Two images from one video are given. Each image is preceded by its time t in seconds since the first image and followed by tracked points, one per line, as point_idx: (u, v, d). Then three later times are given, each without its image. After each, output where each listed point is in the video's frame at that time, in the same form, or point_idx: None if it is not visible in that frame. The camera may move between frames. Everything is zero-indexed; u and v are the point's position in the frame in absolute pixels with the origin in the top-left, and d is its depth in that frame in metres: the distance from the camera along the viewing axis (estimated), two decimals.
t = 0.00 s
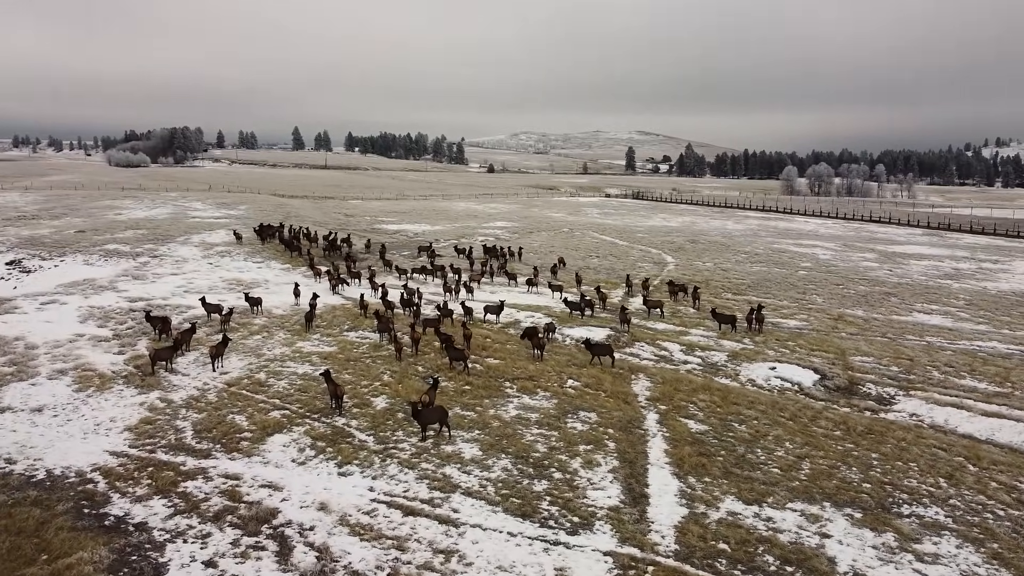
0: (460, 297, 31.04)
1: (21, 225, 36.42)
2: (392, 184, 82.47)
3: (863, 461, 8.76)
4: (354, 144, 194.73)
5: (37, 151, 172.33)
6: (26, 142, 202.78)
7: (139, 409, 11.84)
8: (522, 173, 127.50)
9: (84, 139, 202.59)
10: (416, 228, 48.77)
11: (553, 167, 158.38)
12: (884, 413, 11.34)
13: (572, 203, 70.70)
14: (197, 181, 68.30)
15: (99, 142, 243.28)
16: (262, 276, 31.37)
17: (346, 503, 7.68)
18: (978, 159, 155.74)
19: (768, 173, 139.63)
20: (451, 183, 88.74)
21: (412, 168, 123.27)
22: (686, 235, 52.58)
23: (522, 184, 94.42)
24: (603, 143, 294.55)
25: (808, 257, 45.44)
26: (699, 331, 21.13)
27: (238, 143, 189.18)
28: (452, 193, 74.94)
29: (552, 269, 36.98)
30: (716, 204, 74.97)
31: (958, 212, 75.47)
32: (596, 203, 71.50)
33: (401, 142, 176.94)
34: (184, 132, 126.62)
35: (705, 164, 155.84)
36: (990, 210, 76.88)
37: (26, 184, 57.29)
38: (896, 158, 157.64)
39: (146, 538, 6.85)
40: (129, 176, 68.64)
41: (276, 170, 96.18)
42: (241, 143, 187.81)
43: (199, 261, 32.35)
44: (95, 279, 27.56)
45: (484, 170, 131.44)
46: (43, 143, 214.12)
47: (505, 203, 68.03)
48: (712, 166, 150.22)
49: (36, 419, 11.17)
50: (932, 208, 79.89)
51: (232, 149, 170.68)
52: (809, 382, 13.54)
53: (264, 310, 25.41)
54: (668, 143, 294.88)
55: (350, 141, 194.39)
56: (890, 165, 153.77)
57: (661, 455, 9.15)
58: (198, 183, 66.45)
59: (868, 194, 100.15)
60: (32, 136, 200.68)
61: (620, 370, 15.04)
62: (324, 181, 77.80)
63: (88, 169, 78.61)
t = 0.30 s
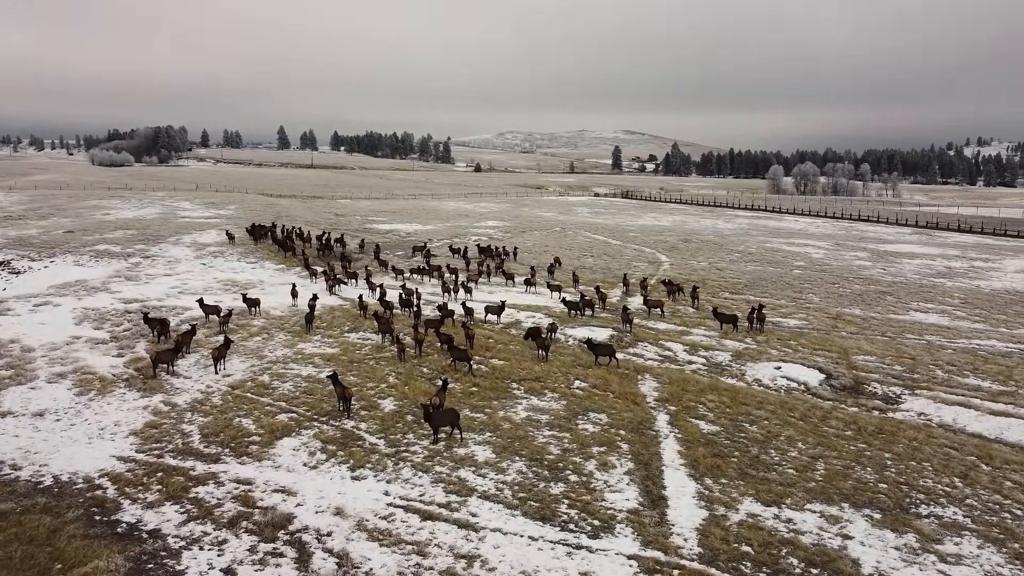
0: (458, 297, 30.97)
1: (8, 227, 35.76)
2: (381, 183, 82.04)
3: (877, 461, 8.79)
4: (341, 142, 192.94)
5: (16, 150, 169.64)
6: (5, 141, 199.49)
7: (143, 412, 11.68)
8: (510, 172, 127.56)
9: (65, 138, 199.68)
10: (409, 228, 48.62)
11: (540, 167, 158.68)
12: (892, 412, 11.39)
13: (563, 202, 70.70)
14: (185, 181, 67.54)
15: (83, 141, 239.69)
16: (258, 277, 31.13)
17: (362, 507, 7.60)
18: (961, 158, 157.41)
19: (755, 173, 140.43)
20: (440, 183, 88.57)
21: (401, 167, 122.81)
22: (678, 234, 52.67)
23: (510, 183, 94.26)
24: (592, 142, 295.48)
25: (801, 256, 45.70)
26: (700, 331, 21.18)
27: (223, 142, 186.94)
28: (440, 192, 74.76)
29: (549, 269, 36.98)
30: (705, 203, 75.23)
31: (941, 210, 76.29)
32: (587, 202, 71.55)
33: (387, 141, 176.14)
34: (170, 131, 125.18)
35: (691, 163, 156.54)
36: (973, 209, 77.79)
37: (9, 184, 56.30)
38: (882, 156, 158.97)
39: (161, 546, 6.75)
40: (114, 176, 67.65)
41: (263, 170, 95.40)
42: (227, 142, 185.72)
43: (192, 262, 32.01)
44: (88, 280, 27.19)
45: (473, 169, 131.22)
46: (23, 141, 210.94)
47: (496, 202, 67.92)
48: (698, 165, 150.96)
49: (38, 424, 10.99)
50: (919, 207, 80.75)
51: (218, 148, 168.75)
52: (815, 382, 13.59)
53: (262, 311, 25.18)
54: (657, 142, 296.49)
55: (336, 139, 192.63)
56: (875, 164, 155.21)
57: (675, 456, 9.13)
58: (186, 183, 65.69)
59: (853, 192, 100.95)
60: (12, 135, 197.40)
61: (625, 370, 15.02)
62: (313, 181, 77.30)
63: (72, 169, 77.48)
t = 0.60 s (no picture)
0: (456, 297, 30.87)
1: None
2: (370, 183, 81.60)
3: (892, 462, 8.82)
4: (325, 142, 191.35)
5: None
6: None
7: (147, 417, 11.52)
8: (499, 172, 127.47)
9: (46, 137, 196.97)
10: (401, 228, 48.43)
11: (526, 166, 159.19)
12: (900, 412, 11.45)
13: (553, 202, 70.75)
14: (172, 181, 66.70)
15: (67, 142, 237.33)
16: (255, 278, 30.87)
17: (379, 512, 7.52)
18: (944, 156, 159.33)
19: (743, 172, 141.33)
20: (429, 182, 88.31)
21: (390, 166, 122.65)
22: (671, 233, 52.84)
23: (499, 183, 94.13)
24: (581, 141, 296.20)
25: (795, 255, 45.93)
26: (702, 331, 21.22)
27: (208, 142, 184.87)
28: (429, 192, 74.59)
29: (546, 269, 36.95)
30: (693, 202, 75.57)
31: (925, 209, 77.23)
32: (577, 202, 71.59)
33: (374, 140, 175.33)
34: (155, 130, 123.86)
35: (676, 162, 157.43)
36: (955, 208, 78.88)
37: None
38: (866, 155, 160.59)
39: (178, 555, 6.65)
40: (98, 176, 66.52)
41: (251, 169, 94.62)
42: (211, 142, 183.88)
43: (185, 263, 31.68)
44: (81, 282, 26.86)
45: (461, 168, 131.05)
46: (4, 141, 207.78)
47: (486, 202, 67.87)
48: (683, 164, 151.59)
49: (41, 429, 10.81)
50: (905, 206, 81.61)
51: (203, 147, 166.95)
52: (822, 382, 13.64)
53: (260, 313, 24.96)
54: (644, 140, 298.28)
55: (321, 139, 191.43)
56: (860, 163, 156.76)
57: (690, 457, 9.11)
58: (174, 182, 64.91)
59: (837, 191, 101.83)
60: None
61: (631, 371, 15.00)
62: (301, 181, 76.74)
63: (56, 168, 76.51)
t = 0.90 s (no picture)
0: (455, 297, 30.77)
1: None
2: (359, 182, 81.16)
3: (907, 462, 8.85)
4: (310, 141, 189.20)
5: None
6: None
7: (153, 421, 11.37)
8: (488, 171, 127.22)
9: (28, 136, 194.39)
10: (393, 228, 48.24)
11: (514, 166, 159.30)
12: (909, 411, 11.50)
13: (542, 201, 70.71)
14: (160, 180, 65.98)
15: (48, 141, 231.97)
16: (251, 278, 30.62)
17: (398, 517, 7.43)
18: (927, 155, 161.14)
19: (731, 172, 142.03)
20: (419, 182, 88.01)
21: (378, 166, 122.28)
22: (662, 233, 52.96)
23: (487, 182, 93.98)
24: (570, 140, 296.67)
25: (788, 254, 46.14)
26: (705, 331, 21.25)
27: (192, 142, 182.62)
28: (418, 191, 74.39)
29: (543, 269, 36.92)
30: (681, 201, 75.76)
31: (909, 208, 78.05)
32: (567, 201, 71.64)
33: (359, 139, 174.12)
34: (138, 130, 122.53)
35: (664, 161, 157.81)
36: (936, 206, 79.85)
37: None
38: (852, 155, 161.88)
39: (196, 564, 6.55)
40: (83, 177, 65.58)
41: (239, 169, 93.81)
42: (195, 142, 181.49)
43: (179, 264, 31.33)
44: (75, 283, 26.50)
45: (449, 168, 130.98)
46: None
47: (475, 201, 67.70)
48: (669, 164, 152.36)
49: (45, 435, 10.64)
50: (892, 204, 82.41)
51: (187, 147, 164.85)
52: (829, 382, 13.69)
53: (259, 314, 24.75)
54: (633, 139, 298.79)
55: (306, 138, 189.30)
56: (844, 163, 158.34)
57: (706, 459, 9.09)
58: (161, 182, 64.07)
59: (822, 189, 102.60)
60: None
61: (638, 372, 14.97)
62: (290, 180, 76.17)
63: (39, 168, 75.33)
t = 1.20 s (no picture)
0: (454, 297, 30.68)
1: None
2: (348, 182, 80.61)
3: (923, 462, 8.89)
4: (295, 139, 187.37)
5: None
6: None
7: (159, 425, 11.20)
8: (477, 170, 126.99)
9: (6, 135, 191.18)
10: (386, 228, 48.04)
11: (502, 165, 159.39)
12: (919, 411, 11.56)
13: (533, 201, 70.62)
14: (145, 180, 65.18)
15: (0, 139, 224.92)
16: (247, 279, 30.34)
17: (417, 523, 7.35)
18: (910, 154, 163.02)
19: (719, 171, 142.63)
20: (409, 182, 87.68)
21: (365, 166, 121.82)
22: (654, 232, 53.07)
23: (476, 181, 93.87)
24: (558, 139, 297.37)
25: (781, 253, 46.41)
26: (707, 331, 21.31)
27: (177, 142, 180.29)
28: (407, 191, 74.15)
29: (539, 269, 36.90)
30: (670, 200, 75.93)
31: (893, 206, 78.90)
32: (556, 200, 71.66)
33: (345, 138, 172.87)
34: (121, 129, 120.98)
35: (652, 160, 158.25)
36: (919, 205, 80.80)
37: None
38: (838, 154, 163.28)
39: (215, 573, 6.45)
40: (68, 176, 64.41)
41: (225, 168, 92.93)
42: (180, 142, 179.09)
43: (173, 265, 30.98)
44: (69, 285, 26.12)
45: (436, 167, 130.83)
46: None
47: (466, 200, 67.52)
48: (657, 163, 152.90)
49: (49, 440, 10.44)
50: (877, 203, 83.31)
51: (172, 146, 162.80)
52: (836, 382, 13.73)
53: (257, 315, 24.53)
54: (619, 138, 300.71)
55: (292, 137, 187.54)
56: (830, 162, 159.72)
57: (722, 461, 9.06)
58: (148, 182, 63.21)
59: (807, 189, 103.34)
60: None
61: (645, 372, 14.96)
62: (278, 180, 75.58)
63: (20, 168, 74.09)
